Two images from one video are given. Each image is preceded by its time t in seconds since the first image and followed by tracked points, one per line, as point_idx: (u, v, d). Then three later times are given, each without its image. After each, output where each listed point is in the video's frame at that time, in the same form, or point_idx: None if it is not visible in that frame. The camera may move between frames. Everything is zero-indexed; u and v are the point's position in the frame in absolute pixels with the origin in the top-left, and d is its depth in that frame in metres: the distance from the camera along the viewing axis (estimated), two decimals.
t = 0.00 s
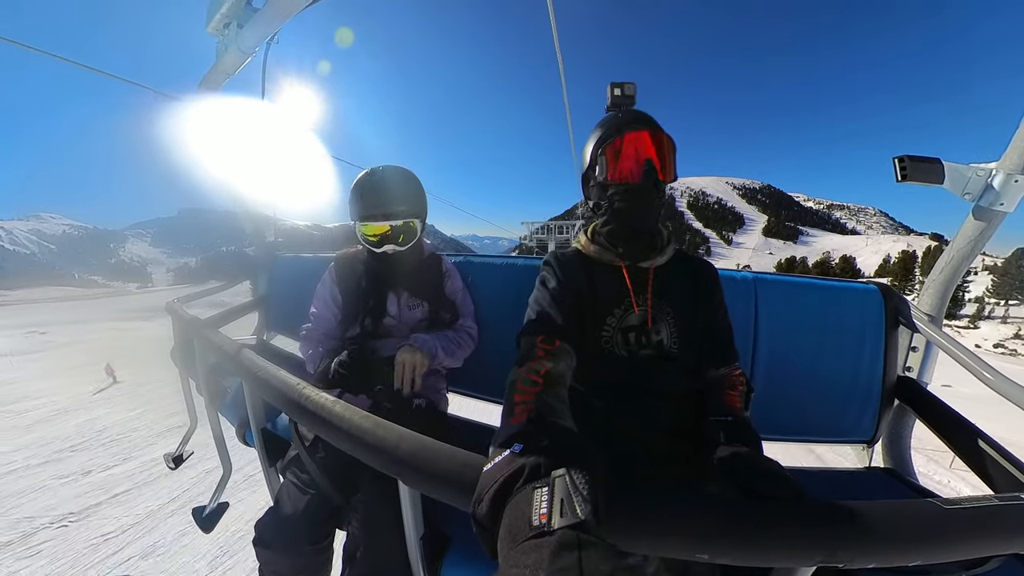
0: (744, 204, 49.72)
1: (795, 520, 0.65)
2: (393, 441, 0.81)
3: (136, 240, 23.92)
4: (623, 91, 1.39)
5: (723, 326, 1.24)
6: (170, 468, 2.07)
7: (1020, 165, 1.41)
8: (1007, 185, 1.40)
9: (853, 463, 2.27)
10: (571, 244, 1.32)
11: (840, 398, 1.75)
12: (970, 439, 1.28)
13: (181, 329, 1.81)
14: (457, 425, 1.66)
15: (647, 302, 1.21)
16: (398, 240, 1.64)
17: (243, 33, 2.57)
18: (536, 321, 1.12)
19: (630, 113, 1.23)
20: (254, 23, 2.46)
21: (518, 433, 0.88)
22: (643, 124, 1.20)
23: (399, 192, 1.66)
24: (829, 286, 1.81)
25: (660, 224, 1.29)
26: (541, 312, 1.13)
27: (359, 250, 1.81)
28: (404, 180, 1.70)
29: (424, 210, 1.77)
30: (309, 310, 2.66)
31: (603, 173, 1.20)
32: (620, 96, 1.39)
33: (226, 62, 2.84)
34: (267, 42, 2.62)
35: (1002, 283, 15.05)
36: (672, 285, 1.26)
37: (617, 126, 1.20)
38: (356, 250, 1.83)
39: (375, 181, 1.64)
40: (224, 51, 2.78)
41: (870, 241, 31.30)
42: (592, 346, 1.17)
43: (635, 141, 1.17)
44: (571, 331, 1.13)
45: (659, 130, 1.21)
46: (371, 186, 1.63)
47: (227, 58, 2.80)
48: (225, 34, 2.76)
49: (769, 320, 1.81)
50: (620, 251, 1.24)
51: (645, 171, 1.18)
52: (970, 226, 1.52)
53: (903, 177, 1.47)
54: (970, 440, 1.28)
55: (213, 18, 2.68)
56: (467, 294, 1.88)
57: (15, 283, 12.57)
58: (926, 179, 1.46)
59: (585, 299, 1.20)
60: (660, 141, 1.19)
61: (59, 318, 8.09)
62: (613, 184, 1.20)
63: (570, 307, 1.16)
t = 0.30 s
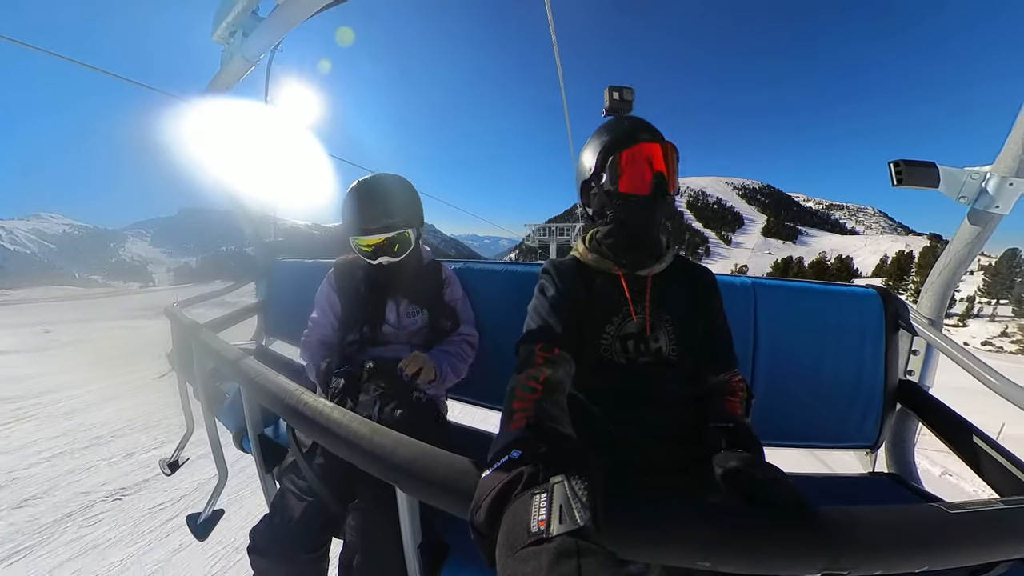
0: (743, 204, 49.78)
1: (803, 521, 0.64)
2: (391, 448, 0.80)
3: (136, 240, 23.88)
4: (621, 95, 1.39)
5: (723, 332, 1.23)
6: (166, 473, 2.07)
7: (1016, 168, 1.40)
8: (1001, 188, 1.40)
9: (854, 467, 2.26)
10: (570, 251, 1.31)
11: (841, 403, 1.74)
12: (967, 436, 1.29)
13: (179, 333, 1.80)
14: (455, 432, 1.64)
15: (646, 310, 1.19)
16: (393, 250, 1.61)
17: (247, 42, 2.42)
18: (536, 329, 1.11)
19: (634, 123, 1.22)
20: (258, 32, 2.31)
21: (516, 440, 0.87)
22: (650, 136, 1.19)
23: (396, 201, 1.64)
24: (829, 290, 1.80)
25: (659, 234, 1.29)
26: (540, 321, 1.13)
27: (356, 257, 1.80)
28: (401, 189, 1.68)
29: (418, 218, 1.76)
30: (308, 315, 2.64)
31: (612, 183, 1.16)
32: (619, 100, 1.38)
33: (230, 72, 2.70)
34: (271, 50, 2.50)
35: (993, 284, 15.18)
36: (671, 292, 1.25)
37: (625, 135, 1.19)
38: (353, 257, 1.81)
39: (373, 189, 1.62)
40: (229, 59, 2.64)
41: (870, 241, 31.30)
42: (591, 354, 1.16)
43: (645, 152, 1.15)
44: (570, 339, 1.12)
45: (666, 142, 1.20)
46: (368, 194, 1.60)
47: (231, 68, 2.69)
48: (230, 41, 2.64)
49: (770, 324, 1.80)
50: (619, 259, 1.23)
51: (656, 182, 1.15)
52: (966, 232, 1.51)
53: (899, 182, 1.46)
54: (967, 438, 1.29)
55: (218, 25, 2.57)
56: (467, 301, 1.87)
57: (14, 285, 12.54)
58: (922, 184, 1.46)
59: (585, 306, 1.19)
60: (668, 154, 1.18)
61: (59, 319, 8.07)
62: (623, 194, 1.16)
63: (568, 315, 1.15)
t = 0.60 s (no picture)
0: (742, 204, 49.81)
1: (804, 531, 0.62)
2: (382, 455, 0.78)
3: (136, 241, 23.86)
4: (612, 102, 1.37)
5: (720, 339, 1.22)
6: (159, 479, 2.06)
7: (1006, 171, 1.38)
8: (993, 192, 1.39)
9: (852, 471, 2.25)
10: (565, 259, 1.30)
11: (840, 407, 1.73)
12: (957, 432, 1.31)
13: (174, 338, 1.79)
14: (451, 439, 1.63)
15: (642, 317, 1.18)
16: (388, 256, 1.60)
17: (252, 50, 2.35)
18: (532, 336, 1.10)
19: (619, 130, 1.19)
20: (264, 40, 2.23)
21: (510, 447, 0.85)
22: (633, 143, 1.17)
23: (396, 210, 1.63)
24: (824, 295, 1.80)
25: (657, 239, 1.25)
26: (535, 328, 1.12)
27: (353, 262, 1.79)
28: (403, 197, 1.68)
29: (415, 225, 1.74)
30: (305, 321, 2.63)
31: (590, 198, 1.19)
32: (609, 107, 1.36)
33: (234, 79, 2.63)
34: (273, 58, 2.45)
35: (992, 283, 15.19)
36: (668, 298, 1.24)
37: (606, 144, 1.17)
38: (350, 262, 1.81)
39: (372, 197, 1.61)
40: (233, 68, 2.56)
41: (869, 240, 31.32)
42: (587, 362, 1.15)
43: (622, 163, 1.14)
44: (565, 346, 1.11)
45: (649, 148, 1.17)
46: (368, 201, 1.59)
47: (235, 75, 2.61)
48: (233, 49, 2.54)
49: (767, 328, 1.80)
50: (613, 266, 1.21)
51: (635, 193, 1.15)
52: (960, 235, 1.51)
53: (892, 186, 1.44)
54: (957, 433, 1.31)
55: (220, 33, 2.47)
56: (463, 309, 1.84)
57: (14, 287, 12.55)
58: (916, 188, 1.44)
59: (581, 313, 1.18)
60: (649, 160, 1.15)
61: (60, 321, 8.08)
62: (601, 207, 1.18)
63: (564, 322, 1.14)
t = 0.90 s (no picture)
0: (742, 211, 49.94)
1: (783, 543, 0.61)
2: (374, 467, 0.76)
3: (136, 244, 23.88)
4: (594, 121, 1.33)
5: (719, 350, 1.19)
6: (148, 486, 2.02)
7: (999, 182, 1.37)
8: (988, 202, 1.38)
9: (856, 487, 2.21)
10: (561, 271, 1.30)
11: (839, 420, 1.72)
12: (949, 434, 1.35)
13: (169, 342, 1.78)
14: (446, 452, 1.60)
15: (637, 330, 1.17)
16: (390, 270, 1.58)
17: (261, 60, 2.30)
18: (527, 347, 1.11)
19: (593, 145, 1.21)
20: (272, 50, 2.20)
21: (503, 461, 0.83)
22: (602, 155, 1.19)
23: (400, 222, 1.61)
24: (824, 307, 1.79)
25: (648, 247, 1.26)
26: (530, 340, 1.12)
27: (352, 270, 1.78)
28: (404, 209, 1.65)
29: (418, 237, 1.72)
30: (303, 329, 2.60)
31: (566, 215, 1.26)
32: (592, 127, 1.34)
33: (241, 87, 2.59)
34: (280, 66, 2.43)
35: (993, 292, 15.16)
36: (663, 310, 1.22)
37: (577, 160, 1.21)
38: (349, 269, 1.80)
39: (374, 207, 1.58)
40: (240, 78, 2.52)
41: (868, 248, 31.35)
42: (582, 375, 1.14)
43: (588, 179, 1.18)
44: (559, 360, 1.10)
45: (616, 159, 1.18)
46: (371, 213, 1.56)
47: (242, 83, 2.56)
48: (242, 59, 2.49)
49: (767, 339, 1.79)
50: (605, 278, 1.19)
51: (603, 205, 1.18)
52: (955, 246, 1.49)
53: (888, 198, 1.43)
54: (949, 436, 1.34)
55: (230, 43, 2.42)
56: (461, 323, 1.80)
57: (14, 289, 12.56)
58: (910, 199, 1.43)
59: (575, 325, 1.17)
60: (615, 171, 1.17)
61: (60, 325, 8.09)
62: (575, 222, 1.24)
63: (559, 336, 1.14)
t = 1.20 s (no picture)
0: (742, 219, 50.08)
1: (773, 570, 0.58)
2: (369, 478, 0.74)
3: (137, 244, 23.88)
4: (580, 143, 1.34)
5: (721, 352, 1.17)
6: (139, 488, 1.99)
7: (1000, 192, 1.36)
8: (989, 212, 1.37)
9: (858, 499, 2.18)
10: (560, 280, 1.29)
11: (842, 430, 1.70)
12: (948, 441, 1.34)
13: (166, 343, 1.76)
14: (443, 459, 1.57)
15: (636, 337, 1.14)
16: (390, 276, 1.56)
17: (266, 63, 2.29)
18: (526, 356, 1.09)
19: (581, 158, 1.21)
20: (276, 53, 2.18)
21: (502, 473, 0.81)
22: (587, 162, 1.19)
23: (400, 228, 1.60)
24: (826, 315, 1.78)
25: (644, 254, 1.25)
26: (530, 349, 1.10)
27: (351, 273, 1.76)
28: (405, 215, 1.64)
29: (419, 244, 1.70)
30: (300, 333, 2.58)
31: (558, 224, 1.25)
32: (577, 147, 1.33)
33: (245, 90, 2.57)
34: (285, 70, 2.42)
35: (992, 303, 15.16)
36: (664, 317, 1.20)
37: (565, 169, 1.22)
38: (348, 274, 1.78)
39: (375, 212, 1.56)
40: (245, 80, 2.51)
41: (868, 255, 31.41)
42: (582, 384, 1.12)
43: (576, 184, 1.18)
44: (559, 369, 1.09)
45: (600, 167, 1.18)
46: (371, 217, 1.54)
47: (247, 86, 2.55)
48: (248, 62, 2.48)
49: (768, 347, 1.77)
50: (603, 285, 1.20)
51: (592, 209, 1.17)
52: (955, 255, 1.46)
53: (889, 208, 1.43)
54: (948, 442, 1.34)
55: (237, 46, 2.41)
56: (462, 330, 1.77)
57: (14, 289, 12.56)
58: (910, 210, 1.42)
59: (575, 334, 1.16)
60: (599, 176, 1.17)
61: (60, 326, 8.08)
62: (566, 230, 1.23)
63: (559, 345, 1.12)
